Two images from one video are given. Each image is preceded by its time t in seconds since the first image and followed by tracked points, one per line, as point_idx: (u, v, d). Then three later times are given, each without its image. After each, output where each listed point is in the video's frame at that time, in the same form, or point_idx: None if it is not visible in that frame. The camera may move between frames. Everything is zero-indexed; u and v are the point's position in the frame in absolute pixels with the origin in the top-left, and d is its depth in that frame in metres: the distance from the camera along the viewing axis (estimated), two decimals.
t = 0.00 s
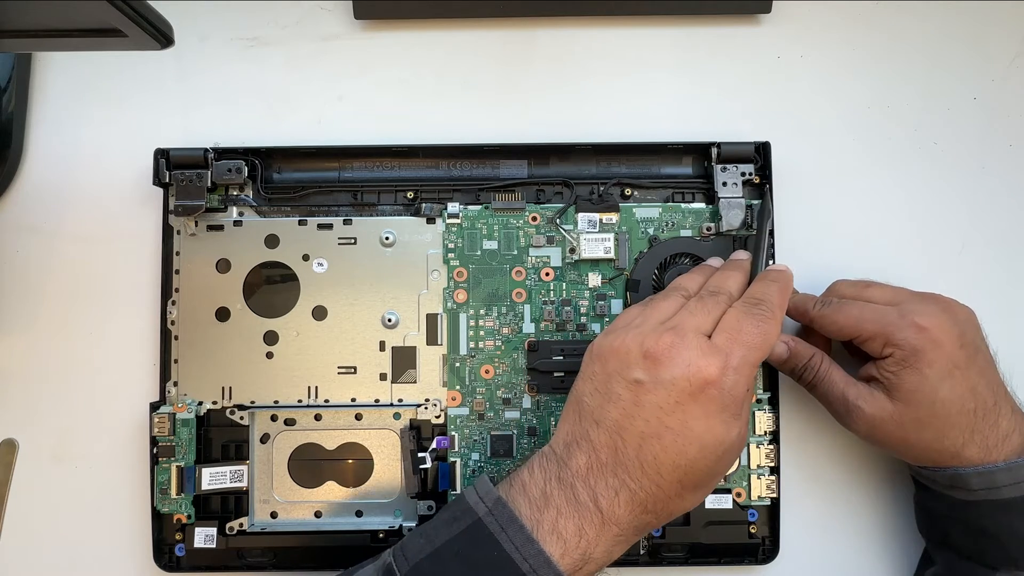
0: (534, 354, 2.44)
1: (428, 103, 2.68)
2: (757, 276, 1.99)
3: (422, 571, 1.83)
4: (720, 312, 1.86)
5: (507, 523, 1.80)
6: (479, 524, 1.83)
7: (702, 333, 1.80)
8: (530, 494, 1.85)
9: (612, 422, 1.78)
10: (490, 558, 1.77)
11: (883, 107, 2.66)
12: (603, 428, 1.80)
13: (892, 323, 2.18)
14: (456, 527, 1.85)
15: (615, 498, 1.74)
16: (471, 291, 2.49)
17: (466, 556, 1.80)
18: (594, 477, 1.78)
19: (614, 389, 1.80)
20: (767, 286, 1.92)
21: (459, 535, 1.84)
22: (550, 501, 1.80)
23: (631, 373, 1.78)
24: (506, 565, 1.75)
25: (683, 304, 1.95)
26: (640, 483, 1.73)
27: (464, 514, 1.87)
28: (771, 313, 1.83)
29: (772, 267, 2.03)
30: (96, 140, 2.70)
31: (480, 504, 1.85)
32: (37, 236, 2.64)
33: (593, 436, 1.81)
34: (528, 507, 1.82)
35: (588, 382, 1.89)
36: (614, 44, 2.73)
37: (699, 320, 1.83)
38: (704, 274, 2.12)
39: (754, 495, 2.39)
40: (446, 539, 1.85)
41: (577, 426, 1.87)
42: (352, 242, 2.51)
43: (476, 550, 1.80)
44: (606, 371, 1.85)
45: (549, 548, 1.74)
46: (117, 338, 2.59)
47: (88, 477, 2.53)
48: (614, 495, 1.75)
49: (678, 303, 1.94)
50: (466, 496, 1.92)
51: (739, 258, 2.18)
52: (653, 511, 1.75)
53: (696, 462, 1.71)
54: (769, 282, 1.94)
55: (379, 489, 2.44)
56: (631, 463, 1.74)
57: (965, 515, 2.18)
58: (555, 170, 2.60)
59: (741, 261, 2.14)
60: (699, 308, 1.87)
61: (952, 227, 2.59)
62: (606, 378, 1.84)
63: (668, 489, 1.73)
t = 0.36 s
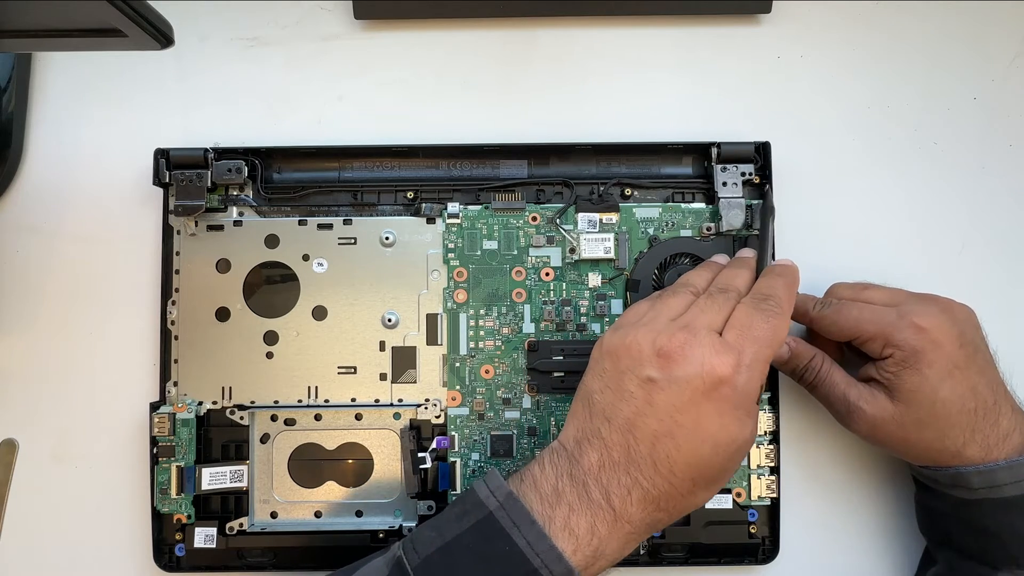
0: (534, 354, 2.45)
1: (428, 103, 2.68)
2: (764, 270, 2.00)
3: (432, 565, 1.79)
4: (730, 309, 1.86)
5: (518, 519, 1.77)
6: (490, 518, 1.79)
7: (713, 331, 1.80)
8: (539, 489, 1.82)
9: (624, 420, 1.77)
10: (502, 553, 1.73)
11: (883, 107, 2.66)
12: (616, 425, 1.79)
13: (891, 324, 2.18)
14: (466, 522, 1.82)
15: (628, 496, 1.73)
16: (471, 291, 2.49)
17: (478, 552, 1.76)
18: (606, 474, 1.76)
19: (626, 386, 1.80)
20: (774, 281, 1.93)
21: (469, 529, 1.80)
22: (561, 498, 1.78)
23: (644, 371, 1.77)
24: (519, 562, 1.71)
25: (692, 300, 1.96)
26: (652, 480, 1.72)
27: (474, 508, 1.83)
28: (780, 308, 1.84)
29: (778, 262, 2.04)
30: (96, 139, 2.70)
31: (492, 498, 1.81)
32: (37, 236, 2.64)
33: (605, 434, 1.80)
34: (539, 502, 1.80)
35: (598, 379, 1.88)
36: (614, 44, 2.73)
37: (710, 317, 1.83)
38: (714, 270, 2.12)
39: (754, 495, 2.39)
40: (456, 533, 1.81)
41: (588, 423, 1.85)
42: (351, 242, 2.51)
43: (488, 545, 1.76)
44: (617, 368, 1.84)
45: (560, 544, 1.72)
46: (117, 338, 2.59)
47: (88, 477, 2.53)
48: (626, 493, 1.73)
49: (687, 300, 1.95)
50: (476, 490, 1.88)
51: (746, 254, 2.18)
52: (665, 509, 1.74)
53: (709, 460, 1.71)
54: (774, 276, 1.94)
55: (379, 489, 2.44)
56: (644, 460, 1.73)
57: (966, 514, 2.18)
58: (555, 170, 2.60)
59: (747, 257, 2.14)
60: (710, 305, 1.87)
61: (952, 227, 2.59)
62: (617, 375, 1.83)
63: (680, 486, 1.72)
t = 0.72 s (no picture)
0: (534, 354, 2.45)
1: (428, 103, 2.68)
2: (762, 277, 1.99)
3: None
4: (736, 324, 1.86)
5: (524, 531, 1.75)
6: (495, 531, 1.77)
7: (721, 348, 1.80)
8: (545, 502, 1.81)
9: (632, 439, 1.76)
10: (509, 566, 1.72)
11: (882, 107, 2.66)
12: (624, 444, 1.77)
13: (888, 330, 2.20)
14: (471, 533, 1.79)
15: (635, 515, 1.72)
16: (471, 291, 2.49)
17: (484, 565, 1.74)
18: (613, 492, 1.75)
19: (635, 406, 1.78)
20: (774, 291, 1.93)
21: (473, 542, 1.77)
22: (567, 514, 1.76)
23: (653, 392, 1.76)
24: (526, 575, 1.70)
25: (697, 314, 1.95)
26: (660, 499, 1.72)
27: (479, 519, 1.81)
28: (784, 321, 1.84)
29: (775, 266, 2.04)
30: (96, 139, 2.70)
31: (498, 510, 1.79)
32: (37, 236, 2.64)
33: (613, 452, 1.78)
34: (545, 517, 1.78)
35: (604, 395, 1.86)
36: (614, 43, 2.73)
37: (718, 335, 1.82)
38: (709, 277, 2.11)
39: (754, 495, 2.39)
40: (460, 545, 1.79)
41: (594, 440, 1.83)
42: (351, 242, 2.51)
43: (493, 558, 1.74)
44: (624, 385, 1.82)
45: (567, 559, 1.70)
46: (117, 338, 2.58)
47: (88, 477, 2.53)
48: (634, 512, 1.72)
49: (691, 313, 1.94)
50: (481, 501, 1.86)
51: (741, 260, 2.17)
52: (670, 526, 1.75)
53: (716, 480, 1.72)
54: (774, 285, 1.94)
55: (379, 489, 2.44)
56: (653, 481, 1.73)
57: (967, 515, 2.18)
58: (555, 170, 2.60)
59: (742, 264, 2.14)
60: (716, 320, 1.86)
61: (952, 227, 2.59)
62: (624, 393, 1.82)
63: (687, 505, 1.73)
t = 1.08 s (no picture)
0: (534, 354, 2.45)
1: (427, 103, 2.68)
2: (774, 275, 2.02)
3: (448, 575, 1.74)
4: (747, 321, 1.87)
5: (536, 528, 1.73)
6: (508, 527, 1.75)
7: (734, 344, 1.80)
8: (556, 499, 1.79)
9: (646, 434, 1.75)
10: (521, 563, 1.69)
11: (883, 107, 2.66)
12: (636, 439, 1.76)
13: (886, 332, 2.20)
14: (483, 530, 1.77)
15: (649, 510, 1.71)
16: (471, 291, 2.49)
17: (496, 562, 1.72)
18: (627, 489, 1.73)
19: (648, 401, 1.78)
20: (788, 287, 1.95)
21: (485, 538, 1.75)
22: (580, 511, 1.74)
23: (667, 387, 1.75)
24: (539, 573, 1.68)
25: (708, 311, 1.96)
26: (674, 495, 1.71)
27: (490, 516, 1.78)
28: (796, 317, 1.85)
29: (785, 265, 2.07)
30: (96, 139, 2.70)
31: (510, 507, 1.77)
32: (37, 236, 2.64)
33: (625, 447, 1.77)
34: (556, 513, 1.76)
35: (615, 391, 1.85)
36: (614, 43, 2.73)
37: (731, 331, 1.83)
38: (720, 276, 2.13)
39: (754, 495, 2.39)
40: (471, 543, 1.76)
41: (606, 436, 1.82)
42: (351, 242, 2.51)
43: (505, 555, 1.72)
44: (637, 380, 1.82)
45: (579, 556, 1.69)
46: (117, 338, 2.59)
47: (88, 477, 2.53)
48: (647, 508, 1.71)
49: (703, 310, 1.95)
50: (492, 497, 1.83)
51: (753, 259, 2.19)
52: (684, 523, 1.74)
53: (730, 476, 1.71)
54: (788, 281, 1.97)
55: (379, 489, 2.44)
56: (666, 476, 1.71)
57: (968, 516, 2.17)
58: (555, 170, 2.60)
59: (754, 263, 2.16)
60: (729, 317, 1.87)
61: (952, 227, 2.59)
62: (637, 388, 1.81)
63: (701, 501, 1.72)
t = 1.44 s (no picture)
0: (534, 354, 2.45)
1: (427, 103, 2.68)
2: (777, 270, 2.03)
3: (449, 567, 1.73)
4: (750, 312, 1.87)
5: (539, 521, 1.70)
6: (510, 520, 1.72)
7: (737, 334, 1.81)
8: (559, 491, 1.78)
9: (649, 425, 1.75)
10: (523, 557, 1.67)
11: (883, 107, 2.66)
12: (640, 430, 1.76)
13: (886, 332, 2.20)
14: (485, 523, 1.75)
15: (652, 501, 1.70)
16: (471, 291, 2.49)
17: (497, 555, 1.70)
18: (630, 480, 1.72)
19: (651, 391, 1.78)
20: (789, 281, 1.96)
21: (487, 531, 1.73)
22: (583, 503, 1.73)
23: (670, 376, 1.76)
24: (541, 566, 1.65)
25: (710, 304, 1.97)
26: (678, 486, 1.70)
27: (492, 509, 1.77)
28: (799, 308, 1.85)
29: (787, 261, 2.09)
30: (96, 139, 2.70)
31: (512, 500, 1.74)
32: (37, 236, 2.64)
33: (628, 439, 1.76)
34: (559, 506, 1.74)
35: (618, 383, 1.85)
36: (614, 43, 2.73)
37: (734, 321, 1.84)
38: (721, 271, 2.14)
39: (754, 495, 2.39)
40: (474, 535, 1.75)
41: (609, 428, 1.81)
42: (352, 242, 2.51)
43: (507, 548, 1.69)
44: (640, 371, 1.82)
45: (582, 548, 1.67)
46: (117, 338, 2.59)
47: (88, 476, 2.53)
48: (651, 499, 1.70)
49: (705, 303, 1.95)
50: (495, 490, 1.81)
51: (753, 257, 2.20)
52: (688, 516, 1.73)
53: (734, 467, 1.70)
54: (789, 275, 1.98)
55: (379, 489, 2.44)
56: (669, 467, 1.71)
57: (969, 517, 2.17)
58: (555, 170, 2.60)
59: (755, 259, 2.17)
60: (731, 308, 1.88)
61: (952, 227, 2.59)
62: (640, 378, 1.81)
63: (705, 492, 1.71)
